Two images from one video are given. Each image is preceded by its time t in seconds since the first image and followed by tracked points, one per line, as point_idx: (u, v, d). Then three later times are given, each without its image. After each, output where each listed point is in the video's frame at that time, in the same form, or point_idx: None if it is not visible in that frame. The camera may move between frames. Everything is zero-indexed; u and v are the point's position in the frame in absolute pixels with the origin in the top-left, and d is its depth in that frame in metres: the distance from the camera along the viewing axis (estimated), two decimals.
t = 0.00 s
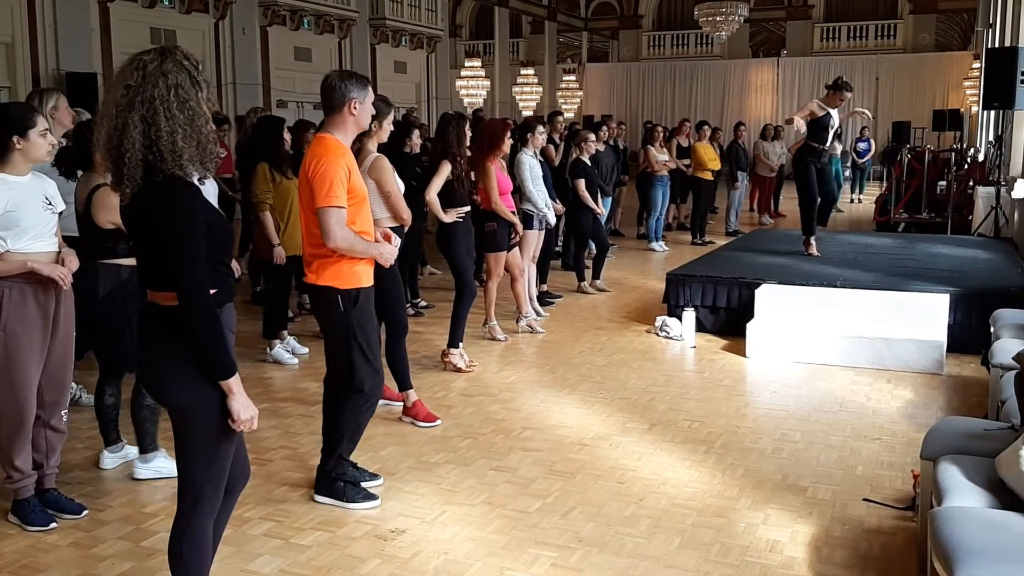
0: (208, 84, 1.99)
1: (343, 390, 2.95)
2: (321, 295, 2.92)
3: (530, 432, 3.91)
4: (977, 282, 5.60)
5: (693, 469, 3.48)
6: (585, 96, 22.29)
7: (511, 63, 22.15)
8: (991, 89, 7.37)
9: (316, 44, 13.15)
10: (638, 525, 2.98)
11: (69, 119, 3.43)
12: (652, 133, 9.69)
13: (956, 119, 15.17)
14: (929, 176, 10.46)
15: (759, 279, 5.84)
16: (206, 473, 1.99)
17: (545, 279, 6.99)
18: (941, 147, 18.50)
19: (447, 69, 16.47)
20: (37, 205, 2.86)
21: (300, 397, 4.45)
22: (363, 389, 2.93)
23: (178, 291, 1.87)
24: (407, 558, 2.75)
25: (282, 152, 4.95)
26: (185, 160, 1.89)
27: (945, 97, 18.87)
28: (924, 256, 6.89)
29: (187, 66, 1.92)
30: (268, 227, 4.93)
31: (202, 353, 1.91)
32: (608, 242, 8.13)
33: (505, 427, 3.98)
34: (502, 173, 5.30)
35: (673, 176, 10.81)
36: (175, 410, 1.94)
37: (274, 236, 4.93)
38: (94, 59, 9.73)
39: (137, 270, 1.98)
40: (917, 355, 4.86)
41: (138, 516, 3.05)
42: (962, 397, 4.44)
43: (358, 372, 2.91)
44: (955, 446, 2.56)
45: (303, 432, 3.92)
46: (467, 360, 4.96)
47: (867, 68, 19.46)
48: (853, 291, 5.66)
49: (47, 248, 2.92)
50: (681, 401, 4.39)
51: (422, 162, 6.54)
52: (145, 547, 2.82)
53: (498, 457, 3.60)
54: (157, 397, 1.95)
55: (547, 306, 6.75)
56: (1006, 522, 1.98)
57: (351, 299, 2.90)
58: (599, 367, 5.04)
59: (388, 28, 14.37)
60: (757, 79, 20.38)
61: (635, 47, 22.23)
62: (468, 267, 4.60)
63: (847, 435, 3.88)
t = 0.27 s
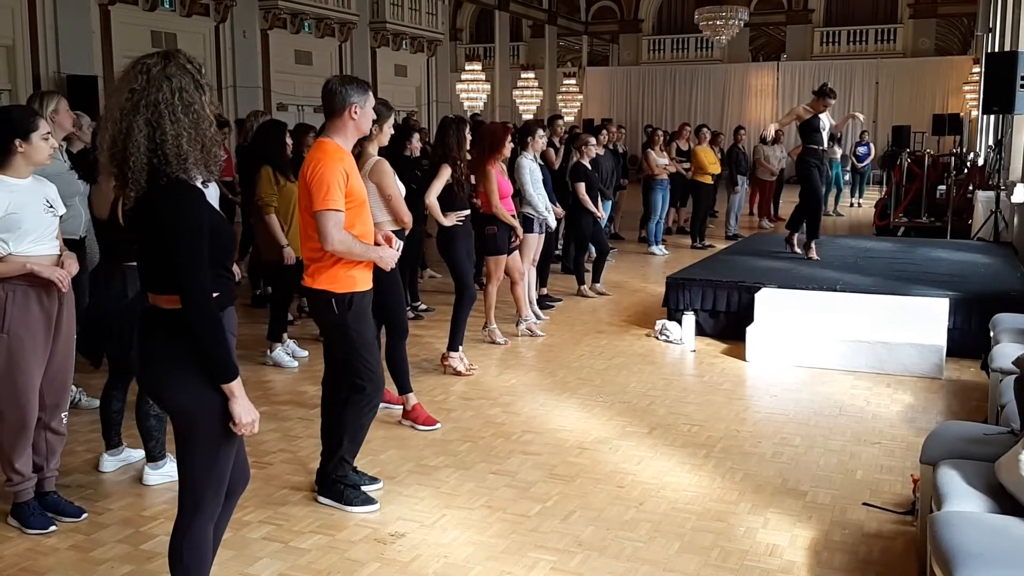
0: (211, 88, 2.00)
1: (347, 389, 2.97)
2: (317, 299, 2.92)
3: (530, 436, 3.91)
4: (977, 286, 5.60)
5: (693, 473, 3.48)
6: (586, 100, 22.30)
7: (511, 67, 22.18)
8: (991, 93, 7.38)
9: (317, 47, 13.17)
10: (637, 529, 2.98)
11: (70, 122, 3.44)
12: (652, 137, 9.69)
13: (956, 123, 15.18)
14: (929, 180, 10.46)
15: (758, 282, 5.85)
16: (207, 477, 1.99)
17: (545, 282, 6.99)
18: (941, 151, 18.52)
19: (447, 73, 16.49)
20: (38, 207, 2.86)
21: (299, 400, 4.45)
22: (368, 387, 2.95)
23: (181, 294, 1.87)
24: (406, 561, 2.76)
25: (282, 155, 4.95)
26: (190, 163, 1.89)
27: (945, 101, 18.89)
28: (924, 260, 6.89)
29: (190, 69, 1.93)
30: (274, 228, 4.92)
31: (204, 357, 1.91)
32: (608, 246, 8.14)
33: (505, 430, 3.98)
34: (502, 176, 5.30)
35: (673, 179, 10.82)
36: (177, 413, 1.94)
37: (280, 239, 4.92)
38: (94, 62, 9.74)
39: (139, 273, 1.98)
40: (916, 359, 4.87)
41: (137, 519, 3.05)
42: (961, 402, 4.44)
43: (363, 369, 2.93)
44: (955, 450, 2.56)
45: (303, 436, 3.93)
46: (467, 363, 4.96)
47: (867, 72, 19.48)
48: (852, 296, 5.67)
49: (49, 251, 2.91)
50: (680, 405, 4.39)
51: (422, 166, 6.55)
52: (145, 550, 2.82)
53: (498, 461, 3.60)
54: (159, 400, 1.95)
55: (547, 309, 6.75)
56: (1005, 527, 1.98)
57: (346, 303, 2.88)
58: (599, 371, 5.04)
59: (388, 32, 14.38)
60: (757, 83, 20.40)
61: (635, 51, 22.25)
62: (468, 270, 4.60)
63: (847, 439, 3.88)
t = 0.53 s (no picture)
0: (215, 90, 2.00)
1: (337, 392, 2.96)
2: (310, 300, 2.92)
3: (530, 439, 3.91)
4: (977, 291, 5.60)
5: (693, 477, 3.48)
6: (586, 103, 22.32)
7: (512, 70, 22.20)
8: (991, 98, 7.38)
9: (317, 50, 13.18)
10: (637, 533, 2.98)
11: (70, 124, 3.45)
12: (652, 140, 9.69)
13: (956, 128, 15.19)
14: (929, 185, 10.47)
15: (758, 286, 5.85)
16: (208, 479, 1.99)
17: (545, 285, 6.99)
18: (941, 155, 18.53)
19: (448, 76, 16.51)
20: (39, 209, 2.87)
21: (299, 403, 4.45)
22: (359, 392, 2.93)
23: (184, 297, 1.87)
24: (406, 565, 2.75)
25: (283, 157, 4.95)
26: (196, 167, 1.90)
27: (945, 105, 18.89)
28: (924, 265, 6.89)
29: (197, 72, 1.93)
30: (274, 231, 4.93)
31: (206, 359, 1.91)
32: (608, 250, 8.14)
33: (505, 434, 3.98)
34: (503, 180, 5.30)
35: (673, 183, 10.83)
36: (179, 416, 1.94)
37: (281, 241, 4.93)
38: (95, 64, 9.76)
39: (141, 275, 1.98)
40: (916, 364, 4.86)
41: (136, 521, 3.05)
42: (961, 407, 4.44)
43: (356, 374, 2.91)
44: (955, 455, 2.56)
45: (303, 438, 3.92)
46: (467, 366, 4.96)
47: (867, 77, 19.51)
48: (852, 300, 5.67)
49: (50, 253, 2.91)
50: (680, 409, 4.39)
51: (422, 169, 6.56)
52: (144, 552, 2.82)
53: (498, 464, 3.60)
54: (160, 403, 1.95)
55: (546, 313, 6.76)
56: (1004, 532, 1.98)
57: (336, 308, 2.88)
58: (599, 375, 5.04)
59: (389, 35, 14.40)
60: (757, 87, 20.42)
61: (635, 55, 22.26)
62: (468, 273, 4.60)
63: (847, 443, 3.87)
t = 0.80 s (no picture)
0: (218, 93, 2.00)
1: (330, 397, 2.96)
2: (307, 302, 2.92)
3: (530, 443, 3.91)
4: (977, 297, 5.60)
5: (692, 482, 3.48)
6: (587, 107, 22.33)
7: (514, 73, 22.23)
8: (993, 105, 7.38)
9: (320, 52, 13.19)
10: (637, 537, 2.98)
11: (71, 125, 3.45)
12: (654, 144, 9.70)
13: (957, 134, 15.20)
14: (930, 191, 10.47)
15: (759, 291, 5.85)
16: (208, 481, 1.98)
17: (545, 288, 6.99)
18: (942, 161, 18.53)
19: (450, 79, 16.52)
20: (42, 208, 2.87)
21: (299, 405, 4.45)
22: (352, 397, 2.92)
23: (186, 299, 1.87)
24: (405, 567, 2.75)
25: (284, 159, 4.96)
26: (200, 170, 1.90)
27: (946, 112, 18.89)
28: (925, 271, 6.89)
29: (200, 76, 1.93)
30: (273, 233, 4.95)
31: (207, 361, 1.91)
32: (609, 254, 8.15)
33: (504, 437, 3.98)
34: (503, 183, 5.30)
35: (674, 187, 10.83)
36: (179, 418, 1.94)
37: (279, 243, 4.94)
38: (98, 65, 9.77)
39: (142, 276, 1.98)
40: (916, 370, 4.86)
41: (135, 522, 3.05)
42: (961, 413, 4.43)
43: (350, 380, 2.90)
44: (955, 461, 2.56)
45: (302, 440, 3.92)
46: (467, 369, 4.96)
47: (869, 82, 19.52)
48: (853, 306, 5.67)
49: (53, 253, 2.91)
50: (680, 413, 4.39)
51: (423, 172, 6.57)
52: (143, 553, 2.82)
53: (497, 467, 3.60)
54: (161, 405, 1.95)
55: (547, 316, 6.76)
56: (1004, 539, 1.98)
57: (332, 310, 2.88)
58: (599, 378, 5.04)
59: (391, 37, 14.41)
60: (758, 92, 20.44)
61: (637, 59, 22.28)
62: (469, 276, 4.60)
63: (847, 449, 3.87)
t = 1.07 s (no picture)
0: (216, 95, 2.00)
1: (322, 401, 2.96)
2: (305, 301, 2.93)
3: (528, 445, 3.91)
4: (976, 301, 5.60)
5: (691, 485, 3.48)
6: (587, 109, 22.35)
7: (513, 76, 22.24)
8: (992, 109, 7.38)
9: (319, 53, 13.20)
10: (635, 540, 2.98)
11: (71, 125, 3.45)
12: (653, 147, 9.70)
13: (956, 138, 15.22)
14: (929, 195, 10.47)
15: (758, 294, 5.85)
16: (205, 484, 1.98)
17: (544, 291, 6.99)
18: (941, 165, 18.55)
19: (450, 81, 16.53)
20: (41, 209, 2.87)
21: (298, 406, 4.45)
22: (341, 401, 2.93)
23: (182, 301, 1.88)
24: (403, 569, 2.75)
25: (284, 160, 4.96)
26: (197, 174, 1.90)
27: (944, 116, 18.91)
28: (923, 275, 6.90)
29: (197, 79, 1.93)
30: (270, 235, 4.95)
31: (202, 363, 1.91)
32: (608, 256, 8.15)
33: (503, 439, 3.98)
34: (503, 185, 5.29)
35: (673, 190, 10.84)
36: (176, 420, 1.94)
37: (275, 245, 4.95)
38: (98, 65, 9.77)
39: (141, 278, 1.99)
40: (915, 373, 4.86)
41: (134, 523, 3.04)
42: (959, 417, 4.44)
43: (338, 384, 2.91)
44: (953, 465, 2.57)
45: (301, 442, 3.92)
46: (465, 371, 4.96)
47: (868, 86, 19.55)
48: (852, 309, 5.67)
49: (52, 254, 2.91)
50: (679, 416, 4.39)
51: (423, 174, 6.56)
52: (141, 554, 2.82)
53: (496, 470, 3.60)
54: (158, 407, 1.95)
55: (546, 318, 6.76)
56: (1000, 542, 1.98)
57: (332, 309, 2.88)
58: (597, 381, 5.04)
59: (391, 39, 14.42)
60: (758, 95, 20.46)
61: (637, 62, 22.28)
62: (468, 278, 4.60)
63: (845, 453, 3.88)
